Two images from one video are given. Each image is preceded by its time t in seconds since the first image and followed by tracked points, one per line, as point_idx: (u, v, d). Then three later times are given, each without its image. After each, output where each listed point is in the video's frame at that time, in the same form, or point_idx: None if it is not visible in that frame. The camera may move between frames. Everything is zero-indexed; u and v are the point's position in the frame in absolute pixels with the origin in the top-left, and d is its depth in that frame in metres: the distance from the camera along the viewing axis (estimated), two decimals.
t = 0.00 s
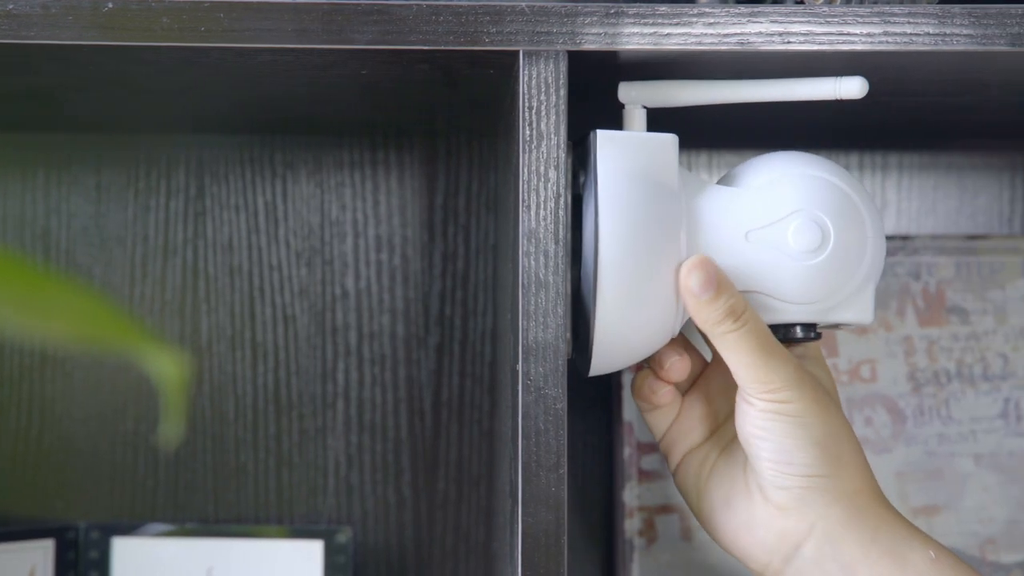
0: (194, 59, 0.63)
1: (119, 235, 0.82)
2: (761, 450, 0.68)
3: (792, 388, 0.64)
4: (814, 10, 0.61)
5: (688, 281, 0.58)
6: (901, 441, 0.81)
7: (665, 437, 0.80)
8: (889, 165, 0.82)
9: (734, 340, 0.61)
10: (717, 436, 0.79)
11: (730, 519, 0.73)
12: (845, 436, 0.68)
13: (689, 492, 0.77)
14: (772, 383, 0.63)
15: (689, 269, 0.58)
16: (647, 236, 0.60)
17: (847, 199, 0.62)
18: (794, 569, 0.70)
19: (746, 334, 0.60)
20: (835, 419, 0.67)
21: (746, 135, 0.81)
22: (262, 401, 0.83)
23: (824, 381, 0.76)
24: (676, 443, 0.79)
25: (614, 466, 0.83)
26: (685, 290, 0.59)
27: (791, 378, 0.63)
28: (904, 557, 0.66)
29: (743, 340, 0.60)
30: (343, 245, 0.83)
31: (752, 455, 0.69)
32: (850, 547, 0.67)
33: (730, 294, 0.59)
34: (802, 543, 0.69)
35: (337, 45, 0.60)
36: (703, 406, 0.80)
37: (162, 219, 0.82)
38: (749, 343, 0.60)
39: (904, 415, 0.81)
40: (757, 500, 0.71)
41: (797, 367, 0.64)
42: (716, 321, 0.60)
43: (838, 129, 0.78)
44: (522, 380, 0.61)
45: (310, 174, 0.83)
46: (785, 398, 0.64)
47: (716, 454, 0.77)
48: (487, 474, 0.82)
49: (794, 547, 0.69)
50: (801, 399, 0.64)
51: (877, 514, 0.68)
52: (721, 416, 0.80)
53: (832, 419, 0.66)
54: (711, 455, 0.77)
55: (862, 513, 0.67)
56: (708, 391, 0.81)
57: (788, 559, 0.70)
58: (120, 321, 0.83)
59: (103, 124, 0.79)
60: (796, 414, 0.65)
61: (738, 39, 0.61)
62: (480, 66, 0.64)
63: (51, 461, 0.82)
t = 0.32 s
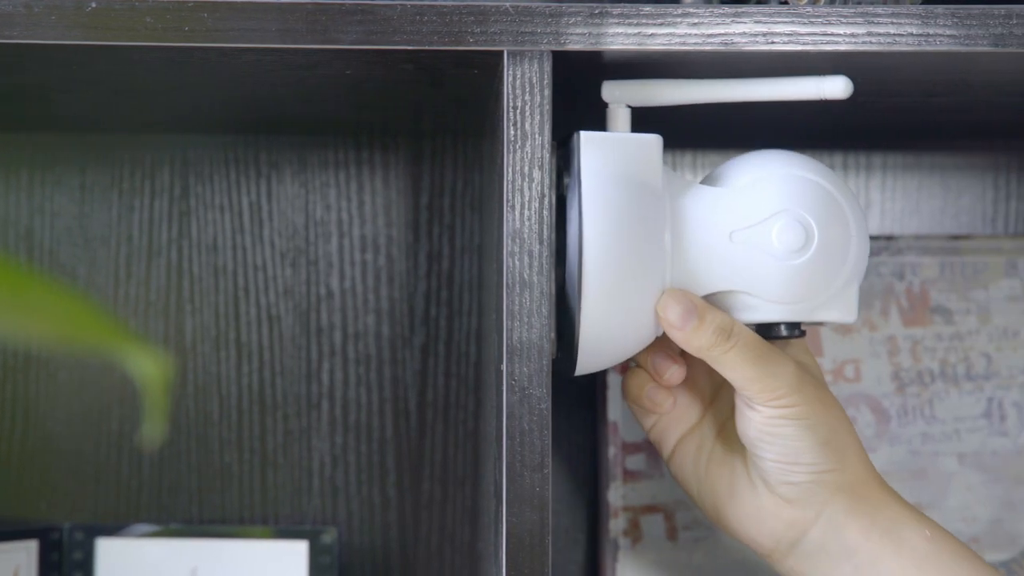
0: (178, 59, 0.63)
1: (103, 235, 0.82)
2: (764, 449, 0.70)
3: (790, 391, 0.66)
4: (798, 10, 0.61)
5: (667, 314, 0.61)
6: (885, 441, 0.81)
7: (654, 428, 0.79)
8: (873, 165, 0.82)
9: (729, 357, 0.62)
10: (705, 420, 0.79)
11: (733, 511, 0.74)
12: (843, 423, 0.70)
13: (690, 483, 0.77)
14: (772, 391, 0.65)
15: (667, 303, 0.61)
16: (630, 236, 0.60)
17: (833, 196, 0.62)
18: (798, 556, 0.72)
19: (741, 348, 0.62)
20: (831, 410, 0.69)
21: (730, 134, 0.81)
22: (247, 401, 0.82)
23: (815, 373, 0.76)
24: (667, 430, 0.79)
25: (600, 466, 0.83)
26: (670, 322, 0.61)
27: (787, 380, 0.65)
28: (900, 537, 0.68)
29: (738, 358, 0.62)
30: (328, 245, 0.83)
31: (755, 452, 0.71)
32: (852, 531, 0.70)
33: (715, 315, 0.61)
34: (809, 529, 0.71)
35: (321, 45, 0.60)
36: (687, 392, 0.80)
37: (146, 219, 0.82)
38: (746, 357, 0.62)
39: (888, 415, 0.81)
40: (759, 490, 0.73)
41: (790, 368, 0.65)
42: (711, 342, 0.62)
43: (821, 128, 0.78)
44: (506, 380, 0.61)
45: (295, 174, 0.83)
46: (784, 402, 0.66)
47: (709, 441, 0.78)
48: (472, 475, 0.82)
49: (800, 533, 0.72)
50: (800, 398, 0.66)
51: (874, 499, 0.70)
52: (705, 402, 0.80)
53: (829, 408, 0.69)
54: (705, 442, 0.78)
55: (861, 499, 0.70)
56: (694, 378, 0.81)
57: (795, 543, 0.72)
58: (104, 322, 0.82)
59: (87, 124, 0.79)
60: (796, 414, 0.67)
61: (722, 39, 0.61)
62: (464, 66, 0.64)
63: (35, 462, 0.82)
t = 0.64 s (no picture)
0: (162, 59, 0.63)
1: (87, 235, 0.82)
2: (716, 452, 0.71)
3: (747, 395, 0.67)
4: (782, 10, 0.61)
5: (650, 303, 0.61)
6: (870, 441, 0.81)
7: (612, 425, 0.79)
8: (858, 165, 0.82)
9: (692, 353, 0.63)
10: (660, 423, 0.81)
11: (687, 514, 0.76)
12: (791, 427, 0.72)
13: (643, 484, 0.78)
14: (729, 392, 0.66)
15: (653, 292, 0.61)
16: (606, 235, 0.60)
17: (815, 192, 0.62)
18: (751, 557, 0.73)
19: (706, 348, 0.63)
20: (781, 414, 0.71)
21: (715, 135, 0.81)
22: (232, 402, 0.82)
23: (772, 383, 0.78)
24: (625, 428, 0.79)
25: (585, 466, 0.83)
26: (647, 312, 0.61)
27: (745, 383, 0.66)
28: (851, 536, 0.70)
29: (701, 354, 0.63)
30: (314, 245, 0.83)
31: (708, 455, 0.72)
32: (802, 532, 0.71)
33: (691, 315, 0.61)
34: (758, 532, 0.72)
35: (305, 45, 0.60)
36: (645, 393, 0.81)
37: (130, 219, 0.82)
38: (708, 357, 0.63)
39: (873, 414, 0.82)
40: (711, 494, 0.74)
41: (748, 371, 0.67)
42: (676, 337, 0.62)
43: (805, 128, 0.79)
44: (492, 380, 0.61)
45: (280, 174, 0.82)
46: (740, 404, 0.67)
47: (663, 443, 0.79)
48: (458, 475, 0.82)
49: (749, 536, 0.73)
50: (754, 401, 0.68)
51: (826, 500, 0.72)
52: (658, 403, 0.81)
53: (778, 413, 0.70)
54: (659, 445, 0.79)
55: (813, 502, 0.72)
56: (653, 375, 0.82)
57: (743, 548, 0.73)
58: (88, 322, 0.82)
59: (71, 123, 0.79)
60: (751, 417, 0.68)
61: (707, 40, 0.61)
62: (449, 67, 0.64)
63: (20, 462, 0.81)
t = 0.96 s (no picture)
0: (149, 59, 0.63)
1: (73, 235, 0.82)
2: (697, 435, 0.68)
3: (731, 369, 0.65)
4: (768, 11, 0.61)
5: (636, 258, 0.61)
6: (856, 440, 0.82)
7: (604, 432, 0.80)
8: (844, 165, 0.83)
9: (678, 319, 0.62)
10: (657, 428, 0.79)
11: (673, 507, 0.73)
12: (780, 416, 0.69)
13: (630, 491, 0.77)
14: (712, 364, 0.64)
15: (639, 248, 0.61)
16: (592, 209, 0.60)
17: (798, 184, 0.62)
18: (735, 551, 0.71)
19: (691, 312, 0.62)
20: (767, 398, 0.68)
21: (700, 135, 0.81)
22: (218, 402, 0.82)
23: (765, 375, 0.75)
24: (614, 437, 0.79)
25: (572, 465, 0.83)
26: (634, 268, 0.61)
27: (730, 357, 0.64)
28: (841, 536, 0.68)
29: (689, 320, 0.62)
30: (300, 245, 0.82)
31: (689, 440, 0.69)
32: (789, 531, 0.68)
33: (677, 275, 0.61)
34: (743, 527, 0.70)
35: (291, 45, 0.60)
36: (638, 401, 0.80)
37: (116, 219, 0.82)
38: (691, 322, 0.62)
39: (859, 414, 0.82)
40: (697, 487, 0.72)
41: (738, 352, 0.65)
42: (663, 300, 0.62)
43: (791, 128, 0.79)
44: (478, 380, 0.61)
45: (266, 174, 0.82)
46: (723, 379, 0.65)
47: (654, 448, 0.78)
48: (444, 475, 0.82)
49: (733, 530, 0.70)
50: (739, 379, 0.65)
51: (815, 497, 0.69)
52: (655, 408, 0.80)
53: (765, 398, 0.68)
54: (650, 449, 0.78)
55: (802, 500, 0.69)
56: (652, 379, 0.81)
57: (728, 542, 0.71)
58: (72, 322, 0.82)
59: (57, 123, 0.79)
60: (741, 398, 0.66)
61: (693, 40, 0.61)
62: (434, 67, 0.64)
63: (5, 462, 0.81)
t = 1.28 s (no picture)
0: (135, 58, 0.63)
1: (57, 234, 0.82)
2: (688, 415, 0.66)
3: (720, 343, 0.63)
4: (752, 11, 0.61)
5: (621, 226, 0.61)
6: (840, 440, 0.82)
7: (597, 444, 0.79)
8: (828, 165, 0.83)
9: (665, 290, 0.62)
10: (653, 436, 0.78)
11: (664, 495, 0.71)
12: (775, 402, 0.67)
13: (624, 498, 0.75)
14: (702, 335, 0.63)
15: (622, 215, 0.61)
16: (576, 203, 0.60)
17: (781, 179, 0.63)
18: (725, 540, 0.68)
19: (679, 281, 0.62)
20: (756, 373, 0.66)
21: (684, 136, 0.81)
22: (203, 402, 0.82)
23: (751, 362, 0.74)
24: (607, 449, 0.78)
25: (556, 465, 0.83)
26: (619, 239, 0.61)
27: (718, 330, 0.63)
28: (835, 523, 0.65)
29: (676, 291, 0.61)
30: (285, 245, 0.82)
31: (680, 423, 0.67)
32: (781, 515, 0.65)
33: (662, 245, 0.61)
34: (733, 511, 0.67)
35: (275, 45, 0.59)
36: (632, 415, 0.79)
37: (100, 220, 0.82)
38: (679, 292, 0.61)
39: (843, 413, 0.82)
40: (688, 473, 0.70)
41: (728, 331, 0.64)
42: (648, 269, 0.61)
43: (775, 127, 0.79)
44: (462, 380, 0.60)
45: (251, 174, 0.82)
46: (713, 354, 0.63)
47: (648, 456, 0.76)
48: (429, 475, 0.82)
49: (724, 516, 0.67)
50: (728, 352, 0.64)
51: (809, 483, 0.66)
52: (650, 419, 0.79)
53: (755, 375, 0.66)
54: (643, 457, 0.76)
55: (797, 484, 0.66)
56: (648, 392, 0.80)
57: (719, 529, 0.68)
58: (56, 323, 0.82)
59: (41, 122, 0.78)
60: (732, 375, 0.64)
61: (677, 40, 0.61)
62: (419, 67, 0.64)
63: None
